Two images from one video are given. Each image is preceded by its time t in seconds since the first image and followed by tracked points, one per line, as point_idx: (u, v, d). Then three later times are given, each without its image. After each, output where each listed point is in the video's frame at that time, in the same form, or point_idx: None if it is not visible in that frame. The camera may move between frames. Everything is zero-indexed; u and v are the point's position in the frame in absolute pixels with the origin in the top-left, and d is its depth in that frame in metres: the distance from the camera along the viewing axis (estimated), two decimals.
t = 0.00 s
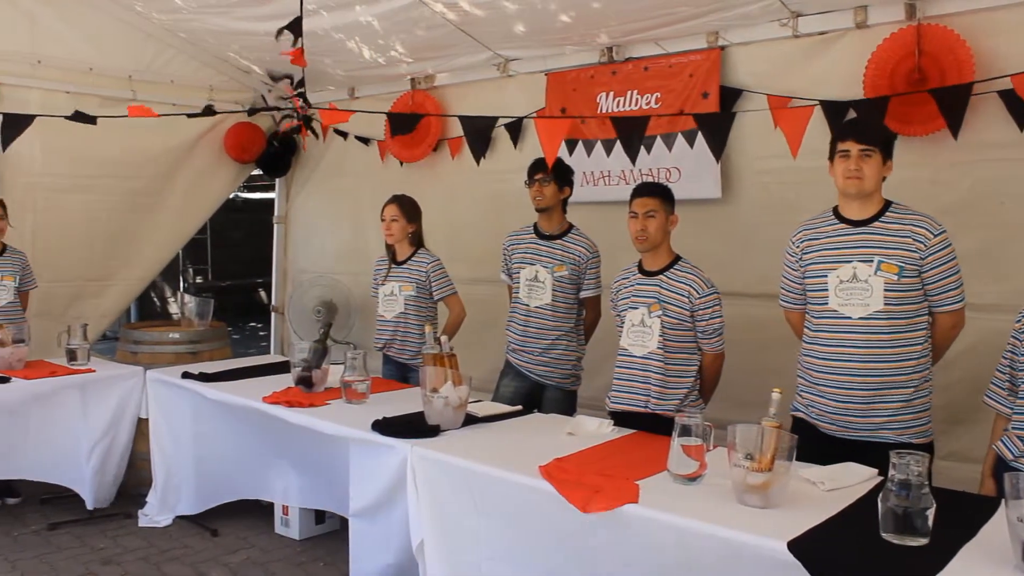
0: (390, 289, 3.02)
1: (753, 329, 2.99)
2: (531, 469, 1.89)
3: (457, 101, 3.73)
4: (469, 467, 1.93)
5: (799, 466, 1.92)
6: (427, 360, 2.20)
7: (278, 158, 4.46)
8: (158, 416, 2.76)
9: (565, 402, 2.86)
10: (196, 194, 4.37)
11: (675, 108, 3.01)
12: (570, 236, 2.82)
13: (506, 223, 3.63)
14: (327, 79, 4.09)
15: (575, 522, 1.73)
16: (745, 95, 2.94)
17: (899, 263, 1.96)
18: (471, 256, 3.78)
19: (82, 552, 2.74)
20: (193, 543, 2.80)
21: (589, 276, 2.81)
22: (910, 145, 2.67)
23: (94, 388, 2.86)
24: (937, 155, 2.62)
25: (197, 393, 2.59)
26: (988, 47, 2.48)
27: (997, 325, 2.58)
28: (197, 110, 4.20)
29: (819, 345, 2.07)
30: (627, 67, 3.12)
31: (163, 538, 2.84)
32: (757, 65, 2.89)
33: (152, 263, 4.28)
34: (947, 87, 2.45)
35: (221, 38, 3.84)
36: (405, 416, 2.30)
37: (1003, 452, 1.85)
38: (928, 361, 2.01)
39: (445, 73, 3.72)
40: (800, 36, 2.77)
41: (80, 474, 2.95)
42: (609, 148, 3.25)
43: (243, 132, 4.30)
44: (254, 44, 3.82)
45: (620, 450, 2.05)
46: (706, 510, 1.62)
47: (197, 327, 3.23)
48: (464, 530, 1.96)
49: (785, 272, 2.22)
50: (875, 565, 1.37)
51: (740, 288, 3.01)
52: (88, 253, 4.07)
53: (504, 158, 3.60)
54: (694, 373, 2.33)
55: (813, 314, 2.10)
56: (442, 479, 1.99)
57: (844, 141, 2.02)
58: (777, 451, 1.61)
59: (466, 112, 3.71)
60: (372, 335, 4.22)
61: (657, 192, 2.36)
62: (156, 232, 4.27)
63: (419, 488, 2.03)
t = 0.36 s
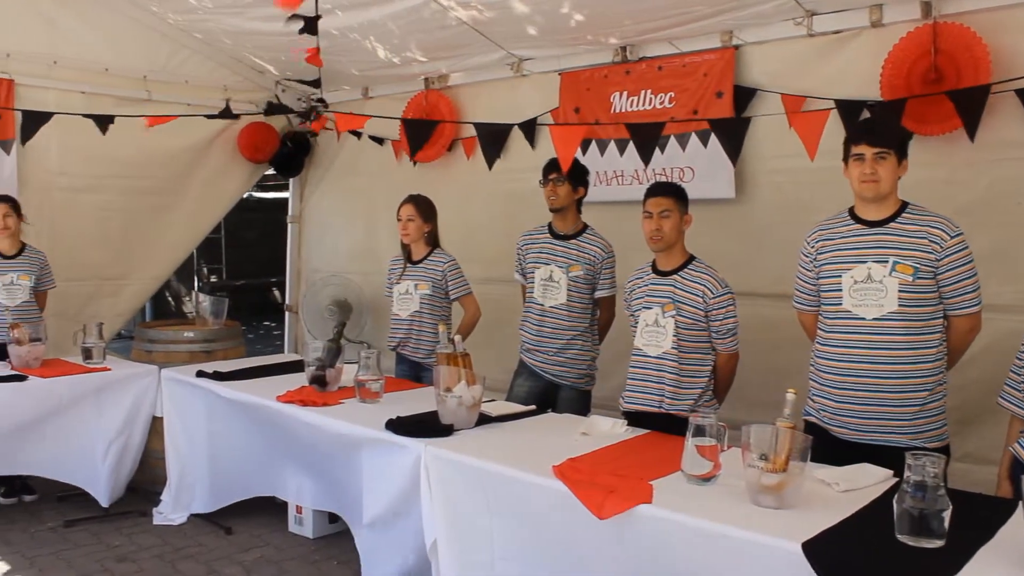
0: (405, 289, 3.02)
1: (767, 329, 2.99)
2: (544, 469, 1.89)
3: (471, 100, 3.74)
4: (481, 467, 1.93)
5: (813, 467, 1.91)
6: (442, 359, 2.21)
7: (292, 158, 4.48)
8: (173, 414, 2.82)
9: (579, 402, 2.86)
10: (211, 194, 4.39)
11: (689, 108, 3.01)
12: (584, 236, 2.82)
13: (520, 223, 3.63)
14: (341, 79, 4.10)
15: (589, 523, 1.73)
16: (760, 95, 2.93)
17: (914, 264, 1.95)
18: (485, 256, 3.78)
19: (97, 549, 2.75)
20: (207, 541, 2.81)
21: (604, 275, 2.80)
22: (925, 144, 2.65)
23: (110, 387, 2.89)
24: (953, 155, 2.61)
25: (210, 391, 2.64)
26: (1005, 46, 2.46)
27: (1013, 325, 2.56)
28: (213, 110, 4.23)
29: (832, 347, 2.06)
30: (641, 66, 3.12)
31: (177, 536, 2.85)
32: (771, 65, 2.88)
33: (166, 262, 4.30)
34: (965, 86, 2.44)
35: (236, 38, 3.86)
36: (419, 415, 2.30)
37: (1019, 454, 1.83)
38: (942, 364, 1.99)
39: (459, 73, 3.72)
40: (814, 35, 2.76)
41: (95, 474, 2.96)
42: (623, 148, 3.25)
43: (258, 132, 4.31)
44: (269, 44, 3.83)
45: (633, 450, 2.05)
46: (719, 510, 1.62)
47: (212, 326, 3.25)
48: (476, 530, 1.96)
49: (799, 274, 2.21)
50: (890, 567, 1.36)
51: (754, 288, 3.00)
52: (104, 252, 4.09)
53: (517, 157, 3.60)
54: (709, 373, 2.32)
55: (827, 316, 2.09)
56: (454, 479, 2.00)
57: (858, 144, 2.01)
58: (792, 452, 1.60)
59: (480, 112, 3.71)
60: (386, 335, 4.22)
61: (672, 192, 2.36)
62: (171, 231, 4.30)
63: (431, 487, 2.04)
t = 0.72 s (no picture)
0: (426, 288, 3.03)
1: (788, 329, 2.97)
2: (563, 468, 1.89)
3: (490, 100, 3.74)
4: (500, 466, 1.93)
5: (835, 468, 1.90)
6: (461, 359, 2.21)
7: (313, 158, 4.50)
8: (195, 413, 2.85)
9: (597, 402, 2.86)
10: (232, 194, 4.41)
11: (709, 107, 3.01)
12: (603, 236, 2.82)
13: (539, 223, 3.63)
14: (361, 79, 4.12)
15: (608, 523, 1.73)
16: (780, 94, 2.92)
17: (933, 264, 1.94)
18: (504, 255, 3.79)
19: (120, 546, 2.77)
20: (228, 539, 2.83)
21: (622, 276, 2.80)
22: (948, 143, 2.63)
23: (133, 387, 2.92)
24: (976, 154, 2.58)
25: (233, 391, 2.66)
26: None
27: None
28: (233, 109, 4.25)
29: (852, 348, 2.05)
30: (661, 66, 3.11)
31: (198, 534, 2.87)
32: (792, 64, 2.87)
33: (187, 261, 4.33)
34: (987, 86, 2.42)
35: (258, 39, 3.89)
36: (438, 415, 2.30)
37: None
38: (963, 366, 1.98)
39: (478, 73, 3.73)
40: (836, 33, 2.75)
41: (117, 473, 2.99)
42: (642, 147, 3.25)
43: (278, 131, 4.34)
44: (289, 45, 3.85)
45: (653, 450, 2.05)
46: (739, 511, 1.62)
47: (233, 325, 3.26)
48: (494, 529, 1.96)
49: (817, 275, 2.19)
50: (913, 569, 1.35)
51: (775, 288, 2.99)
52: (126, 251, 4.13)
53: (537, 157, 3.60)
54: (729, 373, 2.31)
55: (845, 317, 2.08)
56: (473, 479, 2.01)
57: (877, 144, 1.99)
58: (814, 454, 1.59)
59: (500, 111, 3.71)
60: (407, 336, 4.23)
61: (693, 192, 2.35)
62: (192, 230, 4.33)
63: (451, 487, 2.05)
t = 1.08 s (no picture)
0: (447, 287, 3.04)
1: (809, 330, 2.96)
2: (582, 468, 1.89)
3: (509, 100, 3.75)
4: (518, 465, 1.93)
5: (856, 469, 1.89)
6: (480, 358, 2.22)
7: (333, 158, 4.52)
8: (214, 412, 2.86)
9: (614, 402, 2.85)
10: (253, 193, 4.44)
11: (729, 107, 2.99)
12: (618, 235, 2.81)
13: (558, 222, 3.63)
14: (381, 79, 4.14)
15: (627, 524, 1.73)
16: (801, 93, 2.91)
17: (954, 264, 1.92)
18: (522, 255, 3.79)
19: (141, 543, 2.80)
20: (247, 536, 2.85)
21: (638, 275, 2.79)
22: (971, 142, 2.61)
23: (155, 385, 2.95)
24: (1000, 153, 2.56)
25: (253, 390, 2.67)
26: None
27: None
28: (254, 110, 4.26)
29: (873, 349, 2.03)
30: (681, 65, 3.10)
31: (218, 531, 2.89)
32: (814, 63, 2.86)
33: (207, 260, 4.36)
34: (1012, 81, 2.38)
35: (277, 40, 3.91)
36: (457, 415, 2.31)
37: None
38: (986, 367, 1.96)
39: (498, 73, 3.74)
40: (858, 32, 2.73)
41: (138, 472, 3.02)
42: (662, 147, 3.23)
43: (298, 131, 4.38)
44: (309, 45, 3.87)
45: (673, 450, 2.04)
46: (760, 512, 1.61)
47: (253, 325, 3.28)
48: (512, 528, 1.97)
49: (837, 275, 2.18)
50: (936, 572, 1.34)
51: (796, 288, 2.98)
52: (149, 250, 4.16)
53: (557, 156, 3.60)
54: (750, 374, 2.30)
55: (866, 317, 2.06)
56: (492, 480, 2.01)
57: (899, 144, 1.96)
58: (835, 454, 1.58)
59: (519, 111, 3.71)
60: (428, 335, 4.23)
61: (713, 192, 2.35)
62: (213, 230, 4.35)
63: (469, 486, 2.05)
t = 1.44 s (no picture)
0: (466, 287, 3.04)
1: (830, 330, 2.94)
2: (601, 469, 1.89)
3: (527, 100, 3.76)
4: (537, 465, 1.93)
5: (877, 470, 1.87)
6: (500, 358, 2.22)
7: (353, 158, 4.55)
8: (234, 411, 2.88)
9: (625, 401, 2.84)
10: (273, 193, 4.46)
11: (749, 106, 2.98)
12: (629, 234, 2.81)
13: (577, 222, 3.63)
14: (400, 79, 4.15)
15: (645, 524, 1.72)
16: (821, 92, 2.89)
17: (979, 263, 1.91)
18: (541, 254, 3.79)
19: (161, 541, 2.82)
20: (267, 535, 2.86)
21: (648, 274, 2.78)
22: (995, 141, 2.58)
23: (175, 383, 2.98)
24: None
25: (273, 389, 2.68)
26: None
27: None
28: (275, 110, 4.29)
29: (896, 350, 2.02)
30: (700, 64, 3.10)
31: (238, 529, 2.91)
32: (835, 62, 2.84)
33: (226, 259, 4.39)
34: None
35: (296, 40, 3.93)
36: (475, 414, 2.31)
37: None
38: (1011, 368, 1.93)
39: (516, 72, 3.74)
40: (879, 30, 2.72)
41: (159, 470, 3.04)
42: (682, 147, 3.21)
43: (317, 131, 4.39)
44: (327, 45, 3.89)
45: (693, 451, 2.04)
46: (780, 513, 1.60)
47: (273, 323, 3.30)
48: (530, 528, 1.97)
49: (863, 275, 2.17)
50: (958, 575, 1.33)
51: (817, 288, 2.96)
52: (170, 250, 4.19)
53: (576, 156, 3.60)
54: (769, 375, 2.29)
55: (889, 317, 2.05)
56: (511, 480, 2.01)
57: (923, 143, 1.95)
58: (855, 455, 1.57)
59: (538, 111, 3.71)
60: (447, 334, 4.24)
61: (733, 191, 2.34)
62: (233, 229, 4.38)
63: (488, 486, 2.05)
